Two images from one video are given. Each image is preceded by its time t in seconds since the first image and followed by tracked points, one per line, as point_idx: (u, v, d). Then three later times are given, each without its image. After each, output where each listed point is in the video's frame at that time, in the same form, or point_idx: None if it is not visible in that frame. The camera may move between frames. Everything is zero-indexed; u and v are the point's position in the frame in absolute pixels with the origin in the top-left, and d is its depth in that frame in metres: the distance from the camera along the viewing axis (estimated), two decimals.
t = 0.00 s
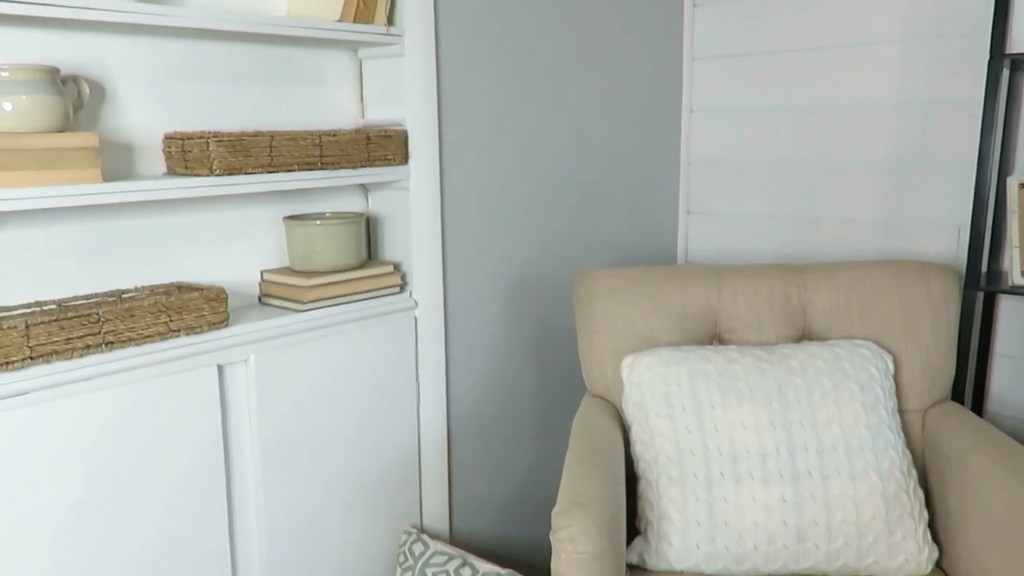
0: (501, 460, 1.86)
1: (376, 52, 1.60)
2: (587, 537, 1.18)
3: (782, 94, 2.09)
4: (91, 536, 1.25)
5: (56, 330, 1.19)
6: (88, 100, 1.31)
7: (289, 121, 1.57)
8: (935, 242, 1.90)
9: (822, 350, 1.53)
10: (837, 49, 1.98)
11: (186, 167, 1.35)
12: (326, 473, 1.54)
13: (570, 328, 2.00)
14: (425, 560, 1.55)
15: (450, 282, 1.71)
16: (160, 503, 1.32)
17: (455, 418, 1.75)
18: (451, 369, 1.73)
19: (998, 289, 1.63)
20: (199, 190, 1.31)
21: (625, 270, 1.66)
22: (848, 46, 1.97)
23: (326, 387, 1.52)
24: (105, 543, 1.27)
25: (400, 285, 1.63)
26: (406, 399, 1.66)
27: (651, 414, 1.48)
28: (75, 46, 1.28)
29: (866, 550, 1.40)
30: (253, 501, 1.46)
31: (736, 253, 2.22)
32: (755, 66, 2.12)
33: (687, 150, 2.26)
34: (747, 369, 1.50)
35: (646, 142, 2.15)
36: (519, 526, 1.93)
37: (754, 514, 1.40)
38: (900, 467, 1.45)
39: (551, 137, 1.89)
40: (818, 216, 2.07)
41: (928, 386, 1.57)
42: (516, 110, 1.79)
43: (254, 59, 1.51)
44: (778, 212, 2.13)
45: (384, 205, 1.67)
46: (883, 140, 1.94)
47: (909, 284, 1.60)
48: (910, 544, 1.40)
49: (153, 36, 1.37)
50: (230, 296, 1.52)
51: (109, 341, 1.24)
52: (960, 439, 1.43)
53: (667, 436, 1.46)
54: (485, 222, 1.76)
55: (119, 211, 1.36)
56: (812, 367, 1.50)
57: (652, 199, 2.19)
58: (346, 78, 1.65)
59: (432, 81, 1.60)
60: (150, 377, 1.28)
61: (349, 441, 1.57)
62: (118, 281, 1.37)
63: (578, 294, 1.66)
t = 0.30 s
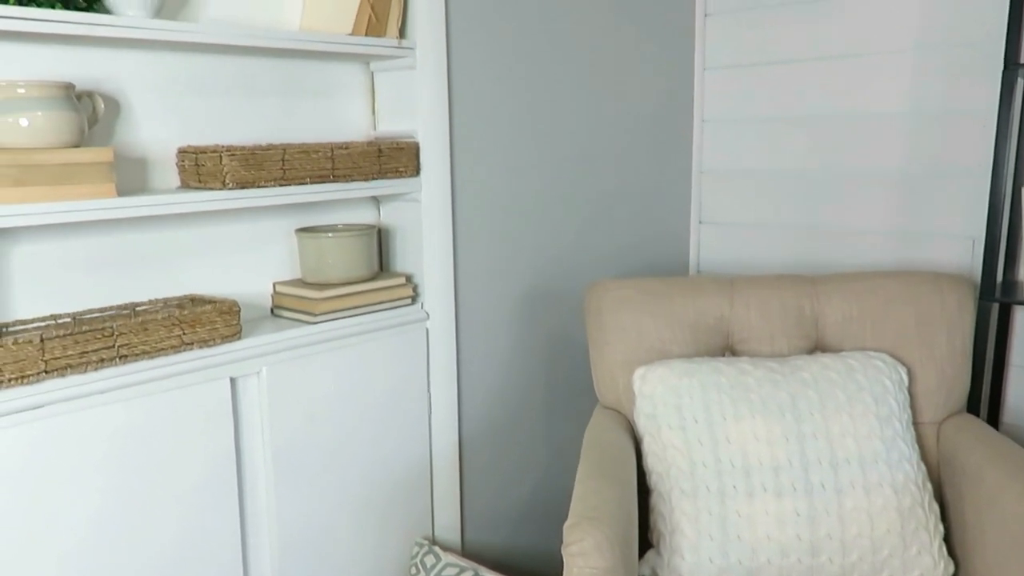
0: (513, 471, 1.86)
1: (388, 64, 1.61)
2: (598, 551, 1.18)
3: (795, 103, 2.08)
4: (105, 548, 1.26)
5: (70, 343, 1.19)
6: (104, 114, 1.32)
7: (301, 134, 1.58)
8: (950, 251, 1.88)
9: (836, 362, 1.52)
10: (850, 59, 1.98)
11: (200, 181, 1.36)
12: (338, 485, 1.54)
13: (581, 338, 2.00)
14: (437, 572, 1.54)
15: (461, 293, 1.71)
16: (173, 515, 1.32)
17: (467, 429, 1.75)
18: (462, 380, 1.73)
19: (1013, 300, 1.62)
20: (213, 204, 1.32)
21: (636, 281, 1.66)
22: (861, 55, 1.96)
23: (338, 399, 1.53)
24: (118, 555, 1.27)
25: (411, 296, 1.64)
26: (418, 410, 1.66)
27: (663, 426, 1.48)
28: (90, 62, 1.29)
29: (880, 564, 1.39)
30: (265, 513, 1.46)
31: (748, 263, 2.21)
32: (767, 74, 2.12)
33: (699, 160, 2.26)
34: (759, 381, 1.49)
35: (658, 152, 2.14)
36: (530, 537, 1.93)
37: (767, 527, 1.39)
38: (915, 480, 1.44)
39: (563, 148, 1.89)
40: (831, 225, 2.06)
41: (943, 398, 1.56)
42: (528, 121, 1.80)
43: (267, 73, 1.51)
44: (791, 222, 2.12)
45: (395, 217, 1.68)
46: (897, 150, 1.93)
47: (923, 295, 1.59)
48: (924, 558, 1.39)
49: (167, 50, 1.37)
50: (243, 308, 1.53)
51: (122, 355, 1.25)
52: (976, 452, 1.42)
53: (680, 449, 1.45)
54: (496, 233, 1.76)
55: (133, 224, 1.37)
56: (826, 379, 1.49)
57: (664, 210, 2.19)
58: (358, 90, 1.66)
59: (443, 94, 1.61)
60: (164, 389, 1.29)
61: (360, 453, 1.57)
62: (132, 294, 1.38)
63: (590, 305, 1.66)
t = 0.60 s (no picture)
0: (529, 486, 1.86)
1: (403, 82, 1.61)
2: (615, 571, 1.17)
3: (810, 116, 2.07)
4: (122, 565, 1.26)
5: (89, 363, 1.20)
6: (123, 135, 1.33)
7: (318, 152, 1.59)
8: (969, 264, 1.86)
9: (854, 379, 1.51)
10: (865, 72, 1.97)
11: (217, 200, 1.37)
12: (354, 501, 1.54)
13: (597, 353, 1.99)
14: None
15: (476, 309, 1.71)
16: (189, 532, 1.33)
17: (482, 445, 1.75)
18: (477, 395, 1.73)
19: None
20: (230, 223, 1.33)
21: (651, 296, 1.65)
22: (877, 68, 1.95)
23: (354, 416, 1.53)
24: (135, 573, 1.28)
25: (427, 312, 1.64)
26: (434, 426, 1.66)
27: (680, 443, 1.47)
28: (109, 83, 1.31)
29: None
30: (281, 529, 1.46)
31: (765, 276, 2.20)
32: (782, 87, 2.11)
33: (714, 173, 2.25)
34: (776, 398, 1.48)
35: (673, 165, 2.14)
36: (546, 553, 1.92)
37: (785, 546, 1.38)
38: (935, 498, 1.42)
39: (577, 162, 1.89)
40: (848, 239, 2.05)
41: (962, 414, 1.54)
42: (542, 136, 1.80)
43: (284, 91, 1.52)
44: (807, 234, 2.11)
45: (411, 233, 1.68)
46: (914, 163, 1.92)
47: (941, 310, 1.57)
48: None
49: (185, 71, 1.39)
50: (260, 325, 1.53)
51: (141, 373, 1.26)
52: (997, 470, 1.40)
53: (696, 466, 1.44)
54: (510, 249, 1.76)
55: (151, 243, 1.38)
56: (843, 396, 1.48)
57: (679, 223, 2.19)
58: (374, 107, 1.66)
59: (458, 111, 1.61)
60: (181, 408, 1.29)
61: (376, 469, 1.57)
62: (151, 312, 1.39)
63: (605, 320, 1.66)
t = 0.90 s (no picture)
0: (539, 501, 1.85)
1: (414, 98, 1.62)
2: None
3: (821, 129, 2.07)
4: None
5: (101, 382, 1.21)
6: (136, 154, 1.34)
7: (329, 169, 1.60)
8: (982, 279, 1.85)
9: (866, 396, 1.49)
10: (876, 85, 1.96)
11: (229, 218, 1.38)
12: (364, 517, 1.55)
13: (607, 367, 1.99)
14: None
15: (486, 323, 1.71)
16: (200, 548, 1.33)
17: (492, 460, 1.75)
18: (487, 411, 1.73)
19: None
20: (241, 241, 1.34)
21: (662, 312, 1.65)
22: (888, 81, 1.94)
23: (364, 432, 1.53)
24: None
25: (437, 328, 1.64)
26: (444, 441, 1.66)
27: (690, 460, 1.47)
28: (123, 102, 1.32)
29: None
30: (292, 546, 1.46)
31: (776, 290, 2.19)
32: (792, 100, 2.11)
33: (724, 186, 2.25)
34: (788, 414, 1.47)
35: (683, 179, 2.14)
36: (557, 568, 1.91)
37: (797, 565, 1.37)
38: (949, 516, 1.41)
39: (587, 176, 1.89)
40: (859, 252, 2.04)
41: (976, 431, 1.53)
42: (551, 151, 1.80)
43: (295, 109, 1.53)
44: (818, 247, 2.10)
45: (421, 249, 1.68)
46: (926, 177, 1.91)
47: (954, 326, 1.56)
48: None
49: (197, 90, 1.40)
50: (271, 341, 1.54)
51: (152, 392, 1.26)
52: (1011, 488, 1.39)
53: (707, 483, 1.44)
54: (520, 264, 1.76)
55: (163, 261, 1.39)
56: (855, 413, 1.47)
57: (689, 236, 2.18)
58: (385, 124, 1.67)
59: (468, 127, 1.62)
60: (192, 425, 1.30)
61: (386, 485, 1.57)
62: (163, 329, 1.40)
63: (615, 335, 1.65)
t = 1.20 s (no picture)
0: (546, 514, 1.85)
1: (421, 113, 1.63)
2: None
3: (828, 141, 2.07)
4: None
5: (110, 397, 1.22)
6: (145, 170, 1.35)
7: (337, 183, 1.60)
8: (991, 291, 1.84)
9: (874, 410, 1.49)
10: (884, 98, 1.96)
11: (237, 233, 1.39)
12: (370, 531, 1.55)
13: (614, 380, 1.99)
14: None
15: (493, 336, 1.71)
16: (207, 562, 1.34)
17: (499, 473, 1.75)
18: (494, 424, 1.73)
19: None
20: (249, 257, 1.35)
21: (669, 325, 1.65)
22: (896, 93, 1.94)
23: (371, 446, 1.53)
24: None
25: (444, 341, 1.64)
26: (451, 454, 1.66)
27: (698, 474, 1.46)
28: (132, 119, 1.33)
29: None
30: (299, 560, 1.47)
31: (784, 301, 2.19)
32: (800, 112, 2.11)
33: (731, 198, 2.25)
34: (795, 429, 1.46)
35: (690, 190, 2.14)
36: None
37: None
38: (958, 532, 1.40)
39: (594, 189, 1.89)
40: (867, 264, 2.03)
41: (985, 446, 1.52)
42: (558, 164, 1.80)
43: (303, 124, 1.54)
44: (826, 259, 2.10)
45: (428, 262, 1.69)
46: (934, 189, 1.91)
47: (962, 340, 1.56)
48: None
49: (206, 106, 1.41)
50: (278, 356, 1.55)
51: (161, 407, 1.27)
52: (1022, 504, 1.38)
53: (715, 498, 1.43)
54: (527, 277, 1.77)
55: (172, 276, 1.40)
56: (863, 427, 1.46)
57: (696, 248, 2.18)
58: (392, 139, 1.68)
59: (475, 141, 1.62)
60: (200, 440, 1.31)
61: (393, 499, 1.57)
62: (172, 344, 1.41)
63: (622, 349, 1.65)
